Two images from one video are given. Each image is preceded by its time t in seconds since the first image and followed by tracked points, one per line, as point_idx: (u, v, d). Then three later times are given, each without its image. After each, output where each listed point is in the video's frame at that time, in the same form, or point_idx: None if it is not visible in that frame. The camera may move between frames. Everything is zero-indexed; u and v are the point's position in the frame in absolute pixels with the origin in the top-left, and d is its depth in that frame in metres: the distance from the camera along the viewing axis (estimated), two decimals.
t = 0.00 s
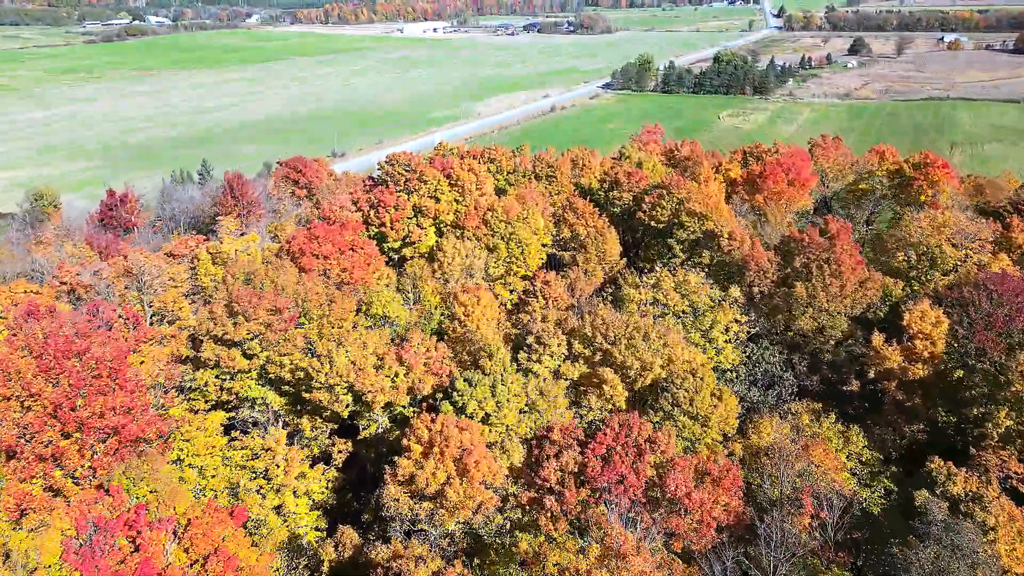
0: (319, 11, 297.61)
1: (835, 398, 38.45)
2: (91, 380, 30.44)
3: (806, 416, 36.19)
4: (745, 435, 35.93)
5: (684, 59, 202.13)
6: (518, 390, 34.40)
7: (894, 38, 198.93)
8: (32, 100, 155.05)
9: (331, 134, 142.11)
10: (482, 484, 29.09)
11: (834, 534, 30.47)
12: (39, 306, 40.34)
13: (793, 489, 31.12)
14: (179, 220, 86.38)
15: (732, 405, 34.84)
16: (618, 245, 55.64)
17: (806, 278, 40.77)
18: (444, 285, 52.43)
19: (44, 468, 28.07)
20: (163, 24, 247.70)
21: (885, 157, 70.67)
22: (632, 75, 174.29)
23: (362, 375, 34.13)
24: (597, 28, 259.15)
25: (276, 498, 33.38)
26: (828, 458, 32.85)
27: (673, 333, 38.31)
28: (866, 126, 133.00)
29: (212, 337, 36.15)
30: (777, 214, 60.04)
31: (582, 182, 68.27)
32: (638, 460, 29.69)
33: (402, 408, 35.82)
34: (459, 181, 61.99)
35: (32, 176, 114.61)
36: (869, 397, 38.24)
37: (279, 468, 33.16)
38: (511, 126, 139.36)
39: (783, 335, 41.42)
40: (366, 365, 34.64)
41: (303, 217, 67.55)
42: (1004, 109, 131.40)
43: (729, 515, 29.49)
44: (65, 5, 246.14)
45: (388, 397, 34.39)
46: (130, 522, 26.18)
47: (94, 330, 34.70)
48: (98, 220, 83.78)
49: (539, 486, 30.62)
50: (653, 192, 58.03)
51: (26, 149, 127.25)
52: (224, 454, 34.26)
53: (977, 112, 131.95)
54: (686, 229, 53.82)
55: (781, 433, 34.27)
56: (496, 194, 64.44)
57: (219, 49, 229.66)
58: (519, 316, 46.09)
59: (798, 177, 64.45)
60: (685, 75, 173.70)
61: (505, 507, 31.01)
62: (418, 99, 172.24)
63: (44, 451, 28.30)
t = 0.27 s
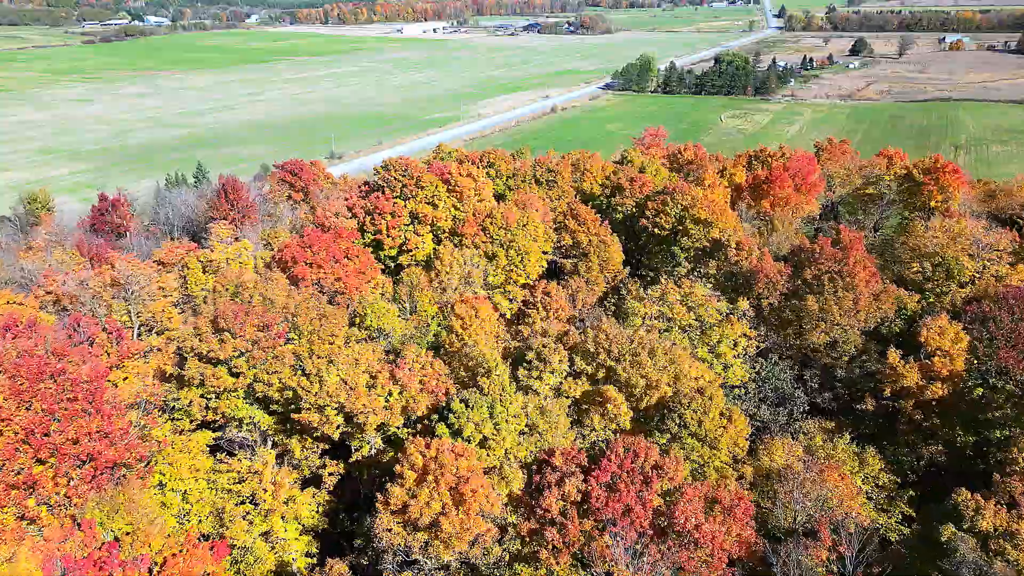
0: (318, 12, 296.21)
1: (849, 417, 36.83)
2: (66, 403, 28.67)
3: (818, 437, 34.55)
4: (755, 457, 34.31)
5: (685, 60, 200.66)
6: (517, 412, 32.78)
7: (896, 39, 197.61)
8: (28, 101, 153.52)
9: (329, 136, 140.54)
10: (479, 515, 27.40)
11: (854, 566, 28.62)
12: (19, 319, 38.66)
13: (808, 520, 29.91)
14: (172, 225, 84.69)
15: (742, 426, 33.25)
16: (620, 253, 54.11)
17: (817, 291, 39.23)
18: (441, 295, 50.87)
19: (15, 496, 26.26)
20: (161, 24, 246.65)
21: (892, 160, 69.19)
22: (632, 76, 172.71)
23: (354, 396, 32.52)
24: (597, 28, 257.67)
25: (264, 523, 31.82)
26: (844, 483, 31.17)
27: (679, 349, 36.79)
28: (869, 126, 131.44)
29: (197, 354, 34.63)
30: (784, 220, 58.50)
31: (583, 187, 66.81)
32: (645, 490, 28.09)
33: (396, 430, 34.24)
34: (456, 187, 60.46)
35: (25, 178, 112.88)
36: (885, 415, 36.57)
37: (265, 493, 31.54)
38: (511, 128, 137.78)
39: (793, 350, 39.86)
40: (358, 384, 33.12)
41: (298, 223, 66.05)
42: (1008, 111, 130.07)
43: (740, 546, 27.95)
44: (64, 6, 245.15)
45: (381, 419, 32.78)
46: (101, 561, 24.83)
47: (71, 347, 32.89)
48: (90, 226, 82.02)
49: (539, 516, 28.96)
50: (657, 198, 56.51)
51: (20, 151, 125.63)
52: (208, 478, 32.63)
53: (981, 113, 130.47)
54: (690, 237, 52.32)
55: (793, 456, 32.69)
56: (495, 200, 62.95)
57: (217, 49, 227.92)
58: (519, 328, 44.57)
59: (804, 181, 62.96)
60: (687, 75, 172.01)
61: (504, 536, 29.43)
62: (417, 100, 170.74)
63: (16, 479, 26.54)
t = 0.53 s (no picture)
0: (318, 11, 294.64)
1: (864, 437, 35.23)
2: (37, 428, 26.88)
3: (832, 459, 33.00)
4: (767, 481, 32.74)
5: (686, 60, 199.03)
6: (518, 434, 31.19)
7: (897, 40, 196.38)
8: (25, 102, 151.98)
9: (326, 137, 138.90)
10: (475, 550, 25.76)
11: None
12: None
13: (825, 552, 28.63)
14: (165, 229, 82.79)
15: (753, 449, 31.75)
16: (623, 261, 52.44)
17: (829, 305, 37.63)
18: (438, 305, 49.26)
19: None
20: (161, 24, 245.34)
21: (901, 165, 67.51)
22: (633, 77, 171.08)
23: (345, 419, 30.91)
24: (597, 28, 256.21)
25: (249, 554, 30.13)
26: (862, 510, 29.52)
27: (686, 366, 35.17)
28: (872, 127, 129.77)
29: (181, 372, 32.98)
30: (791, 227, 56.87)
31: (584, 192, 65.13)
32: (654, 521, 26.46)
33: (389, 452, 32.67)
34: (454, 193, 58.83)
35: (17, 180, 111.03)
36: (901, 435, 35.04)
37: (250, 521, 29.87)
38: (511, 129, 136.08)
39: (804, 366, 38.27)
40: (349, 404, 31.48)
41: (292, 229, 64.42)
42: (1011, 112, 128.58)
43: None
44: (63, 5, 243.90)
45: (373, 442, 31.19)
46: None
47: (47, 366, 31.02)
48: (81, 231, 80.29)
49: (540, 549, 27.38)
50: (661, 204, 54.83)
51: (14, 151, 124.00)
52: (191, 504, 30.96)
53: (986, 115, 128.73)
54: (696, 245, 50.66)
55: (806, 481, 31.10)
56: (494, 206, 61.32)
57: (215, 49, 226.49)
58: (519, 341, 42.93)
59: (811, 187, 61.33)
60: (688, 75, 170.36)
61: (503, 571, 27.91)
62: (416, 100, 169.23)
63: None
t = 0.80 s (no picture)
0: (318, 11, 292.97)
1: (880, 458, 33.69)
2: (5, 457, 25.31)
3: (848, 484, 31.43)
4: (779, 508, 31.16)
5: (687, 61, 197.40)
6: (517, 459, 29.62)
7: (898, 40, 194.75)
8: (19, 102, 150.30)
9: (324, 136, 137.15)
10: None
11: None
12: None
13: None
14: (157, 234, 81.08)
15: (765, 474, 30.21)
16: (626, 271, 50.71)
17: (843, 320, 36.09)
18: (435, 315, 47.66)
19: None
20: (159, 23, 243.96)
21: (909, 170, 65.85)
22: (634, 78, 169.45)
23: (335, 443, 29.34)
24: (597, 28, 254.50)
25: None
26: (882, 541, 27.92)
27: (693, 385, 33.60)
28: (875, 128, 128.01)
29: (163, 393, 31.49)
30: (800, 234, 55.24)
31: (586, 197, 63.53)
32: (662, 557, 24.87)
33: (382, 477, 31.14)
34: (452, 199, 57.25)
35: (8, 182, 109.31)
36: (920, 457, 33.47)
37: (234, 552, 28.25)
38: (510, 130, 134.36)
39: (816, 383, 36.74)
40: (339, 427, 29.95)
41: (286, 234, 62.87)
42: (1016, 113, 126.89)
43: None
44: (61, 4, 242.64)
45: (365, 468, 29.65)
46: None
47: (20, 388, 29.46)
48: (71, 236, 78.67)
49: None
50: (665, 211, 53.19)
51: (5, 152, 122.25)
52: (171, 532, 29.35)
53: (989, 116, 127.02)
54: (701, 254, 49.03)
55: (821, 508, 29.53)
56: (493, 212, 59.77)
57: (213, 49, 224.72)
58: (518, 355, 41.33)
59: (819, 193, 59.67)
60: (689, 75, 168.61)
61: None
62: (415, 101, 167.55)
63: None
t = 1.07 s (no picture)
0: (317, 11, 291.13)
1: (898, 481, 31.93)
2: None
3: (866, 512, 29.76)
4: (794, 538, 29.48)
5: (688, 61, 195.83)
6: (516, 488, 28.07)
7: (900, 41, 193.07)
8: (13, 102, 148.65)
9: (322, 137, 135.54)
10: None
11: None
12: None
13: None
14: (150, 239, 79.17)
15: (777, 500, 28.52)
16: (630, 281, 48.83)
17: (856, 336, 34.55)
18: (432, 326, 46.15)
19: None
20: (157, 23, 241.54)
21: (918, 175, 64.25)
22: (635, 78, 167.72)
23: (323, 471, 27.76)
24: (597, 28, 252.80)
25: None
26: None
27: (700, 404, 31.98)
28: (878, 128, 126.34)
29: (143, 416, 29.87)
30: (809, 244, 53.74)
31: (587, 203, 61.95)
32: None
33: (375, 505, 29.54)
34: (450, 205, 55.77)
35: None
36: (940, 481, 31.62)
37: None
38: (510, 131, 132.68)
39: (828, 402, 35.28)
40: (328, 454, 28.35)
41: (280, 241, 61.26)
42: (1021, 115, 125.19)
43: None
44: (60, 3, 240.77)
45: (355, 497, 28.07)
46: None
47: None
48: (63, 242, 77.06)
49: None
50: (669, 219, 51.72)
51: None
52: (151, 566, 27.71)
53: (994, 117, 125.35)
54: (707, 263, 47.45)
55: (838, 538, 27.87)
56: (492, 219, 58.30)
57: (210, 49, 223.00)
58: (518, 371, 39.72)
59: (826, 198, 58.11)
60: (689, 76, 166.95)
61: None
62: (413, 101, 165.89)
63: None
